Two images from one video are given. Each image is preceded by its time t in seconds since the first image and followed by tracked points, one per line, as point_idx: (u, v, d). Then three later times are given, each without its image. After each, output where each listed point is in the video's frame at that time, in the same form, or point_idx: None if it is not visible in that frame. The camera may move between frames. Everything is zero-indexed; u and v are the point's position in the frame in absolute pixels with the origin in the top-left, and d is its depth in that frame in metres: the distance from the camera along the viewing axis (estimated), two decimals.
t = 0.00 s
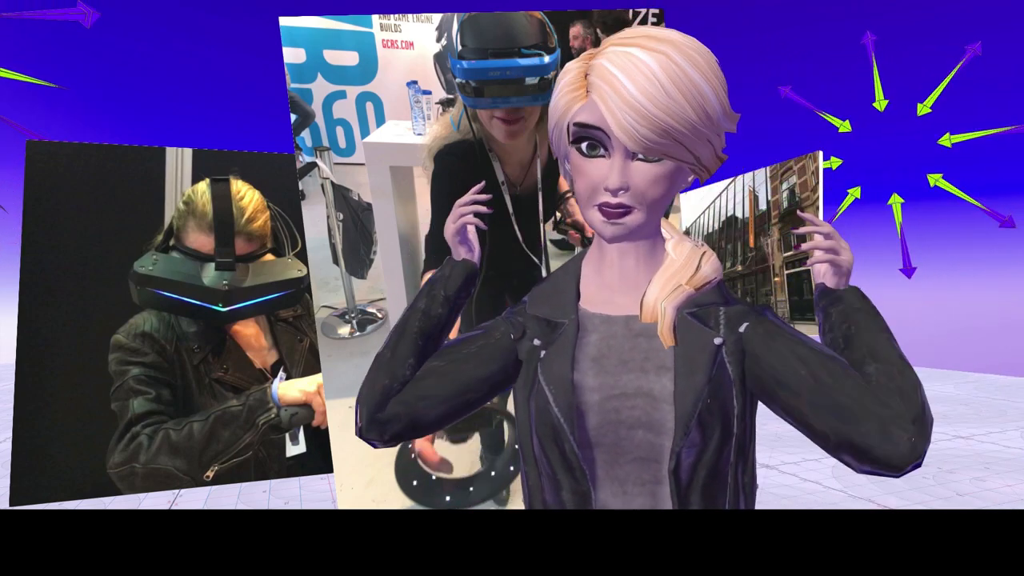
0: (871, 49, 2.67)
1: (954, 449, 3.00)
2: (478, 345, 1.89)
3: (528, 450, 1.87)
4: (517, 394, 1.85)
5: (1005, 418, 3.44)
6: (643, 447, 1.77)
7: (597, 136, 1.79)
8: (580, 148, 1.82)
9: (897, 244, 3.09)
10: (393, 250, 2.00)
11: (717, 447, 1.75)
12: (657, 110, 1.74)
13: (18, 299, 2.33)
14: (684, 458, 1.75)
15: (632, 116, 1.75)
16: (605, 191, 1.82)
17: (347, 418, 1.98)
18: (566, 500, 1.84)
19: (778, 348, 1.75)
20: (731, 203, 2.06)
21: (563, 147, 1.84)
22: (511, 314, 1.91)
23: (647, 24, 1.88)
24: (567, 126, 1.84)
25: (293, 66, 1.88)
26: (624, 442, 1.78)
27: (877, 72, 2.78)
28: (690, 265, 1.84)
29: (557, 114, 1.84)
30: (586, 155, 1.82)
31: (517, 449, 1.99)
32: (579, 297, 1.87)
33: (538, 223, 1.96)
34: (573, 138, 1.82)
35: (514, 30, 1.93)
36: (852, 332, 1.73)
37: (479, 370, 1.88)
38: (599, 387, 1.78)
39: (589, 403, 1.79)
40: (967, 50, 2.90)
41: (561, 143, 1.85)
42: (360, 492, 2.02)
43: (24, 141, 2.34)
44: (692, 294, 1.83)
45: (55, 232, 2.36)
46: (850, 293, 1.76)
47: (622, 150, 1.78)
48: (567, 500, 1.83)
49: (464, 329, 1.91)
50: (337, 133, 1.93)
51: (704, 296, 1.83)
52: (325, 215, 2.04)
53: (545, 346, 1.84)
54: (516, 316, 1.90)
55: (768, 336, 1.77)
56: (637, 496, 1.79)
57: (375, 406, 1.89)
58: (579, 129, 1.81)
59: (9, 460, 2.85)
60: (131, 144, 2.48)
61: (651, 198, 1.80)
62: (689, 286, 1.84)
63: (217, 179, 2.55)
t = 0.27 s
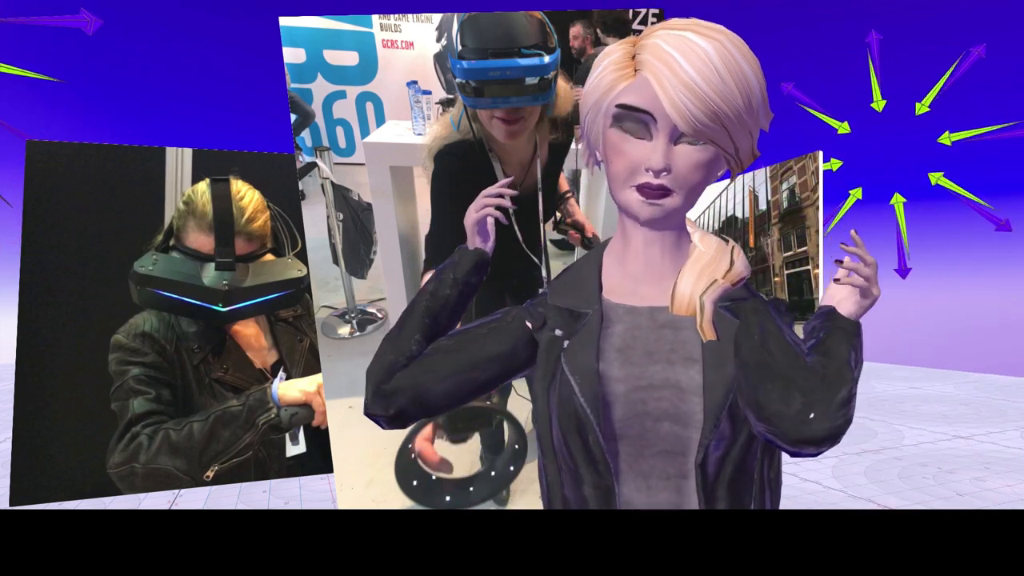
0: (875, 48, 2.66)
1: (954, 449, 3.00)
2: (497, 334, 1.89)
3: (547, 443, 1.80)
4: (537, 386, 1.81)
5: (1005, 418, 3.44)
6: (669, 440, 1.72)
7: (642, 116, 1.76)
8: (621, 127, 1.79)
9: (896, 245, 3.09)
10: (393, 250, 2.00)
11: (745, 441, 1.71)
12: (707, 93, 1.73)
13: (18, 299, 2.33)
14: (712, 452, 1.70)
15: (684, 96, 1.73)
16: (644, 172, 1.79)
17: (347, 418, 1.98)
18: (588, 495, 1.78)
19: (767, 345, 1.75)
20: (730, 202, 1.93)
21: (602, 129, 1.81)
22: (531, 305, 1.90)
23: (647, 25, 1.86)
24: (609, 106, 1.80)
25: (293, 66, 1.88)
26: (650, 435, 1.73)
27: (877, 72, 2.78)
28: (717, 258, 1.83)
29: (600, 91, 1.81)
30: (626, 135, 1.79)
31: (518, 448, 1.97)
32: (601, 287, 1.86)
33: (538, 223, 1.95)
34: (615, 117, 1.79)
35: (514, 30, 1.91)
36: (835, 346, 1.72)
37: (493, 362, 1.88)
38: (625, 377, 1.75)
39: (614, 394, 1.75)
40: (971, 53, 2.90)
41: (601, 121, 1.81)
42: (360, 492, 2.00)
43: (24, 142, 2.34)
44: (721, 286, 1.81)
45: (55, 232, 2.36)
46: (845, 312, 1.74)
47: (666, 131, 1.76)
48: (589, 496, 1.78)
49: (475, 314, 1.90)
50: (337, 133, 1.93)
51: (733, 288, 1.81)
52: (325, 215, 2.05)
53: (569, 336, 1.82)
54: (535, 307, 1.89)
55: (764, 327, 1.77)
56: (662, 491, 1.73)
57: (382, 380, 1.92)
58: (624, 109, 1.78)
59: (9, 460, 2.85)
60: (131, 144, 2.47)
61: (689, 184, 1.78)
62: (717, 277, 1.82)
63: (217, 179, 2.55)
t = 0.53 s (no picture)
0: (878, 47, 2.64)
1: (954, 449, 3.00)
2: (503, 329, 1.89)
3: (562, 442, 1.80)
4: (552, 383, 1.82)
5: (1005, 418, 3.43)
6: (688, 436, 1.72)
7: (660, 111, 1.78)
8: (639, 121, 1.79)
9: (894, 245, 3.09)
10: (393, 250, 2.00)
11: (765, 438, 1.70)
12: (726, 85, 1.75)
13: (18, 299, 2.33)
14: (730, 449, 1.70)
15: (702, 89, 1.75)
16: (663, 167, 1.80)
17: (347, 418, 1.98)
18: (603, 493, 1.76)
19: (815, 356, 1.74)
20: (729, 203, 1.88)
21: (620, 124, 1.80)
22: (545, 301, 1.90)
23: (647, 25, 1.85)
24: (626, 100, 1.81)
25: (293, 66, 1.88)
26: (667, 432, 1.73)
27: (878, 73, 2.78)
28: (731, 253, 1.84)
29: (617, 85, 1.81)
30: (644, 130, 1.79)
31: (517, 449, 1.95)
32: (616, 284, 1.86)
33: (538, 223, 1.95)
34: (634, 111, 1.80)
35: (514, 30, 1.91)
36: (891, 349, 1.71)
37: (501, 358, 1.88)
38: (642, 374, 1.76)
39: (631, 391, 1.75)
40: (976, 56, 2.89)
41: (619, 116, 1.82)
42: (360, 492, 1.98)
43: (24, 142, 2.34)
44: (735, 282, 1.83)
45: (55, 232, 2.36)
46: (878, 307, 1.75)
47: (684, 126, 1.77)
48: (604, 494, 1.76)
49: (479, 310, 1.91)
50: (337, 133, 1.93)
51: (746, 284, 1.83)
52: (325, 215, 2.05)
53: (584, 333, 1.82)
54: (550, 303, 1.89)
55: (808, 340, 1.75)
56: (679, 490, 1.72)
57: (385, 353, 1.91)
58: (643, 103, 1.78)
59: (9, 460, 2.85)
60: (131, 144, 2.47)
61: (707, 178, 1.79)
62: (731, 273, 1.83)
63: (217, 179, 2.55)
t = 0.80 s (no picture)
0: (880, 46, 2.63)
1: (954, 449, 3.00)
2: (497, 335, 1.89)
3: (546, 441, 1.83)
4: (534, 384, 1.84)
5: (1005, 418, 3.43)
6: (668, 436, 1.73)
7: (616, 114, 1.80)
8: (597, 127, 1.83)
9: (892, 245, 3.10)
10: (393, 250, 2.00)
11: (744, 436, 1.71)
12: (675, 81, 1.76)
13: (18, 300, 2.33)
14: (711, 446, 1.71)
15: (651, 88, 1.76)
16: (625, 167, 1.82)
17: (347, 418, 1.98)
18: (586, 492, 1.79)
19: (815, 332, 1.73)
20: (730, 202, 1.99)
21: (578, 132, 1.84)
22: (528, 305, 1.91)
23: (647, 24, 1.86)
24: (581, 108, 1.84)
25: (293, 66, 1.88)
26: (648, 431, 1.74)
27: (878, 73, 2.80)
28: (706, 249, 1.84)
29: (572, 95, 1.85)
30: (602, 135, 1.82)
31: (517, 448, 1.99)
32: (595, 285, 1.87)
33: (538, 223, 1.96)
34: (591, 117, 1.83)
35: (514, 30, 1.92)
36: (903, 307, 1.69)
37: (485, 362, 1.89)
38: (622, 374, 1.77)
39: (611, 391, 1.76)
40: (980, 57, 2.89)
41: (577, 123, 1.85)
42: (360, 492, 2.03)
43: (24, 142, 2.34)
44: (710, 280, 1.82)
45: (55, 232, 2.36)
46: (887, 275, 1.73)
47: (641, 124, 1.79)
48: (586, 493, 1.78)
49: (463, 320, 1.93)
50: (337, 133, 1.93)
51: (723, 280, 1.82)
52: (325, 215, 2.04)
53: (564, 333, 1.84)
54: (531, 306, 1.90)
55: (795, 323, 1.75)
56: (661, 488, 1.74)
57: (368, 368, 1.94)
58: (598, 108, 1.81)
59: (9, 460, 2.85)
60: (131, 144, 2.47)
61: (671, 171, 1.80)
62: (706, 271, 1.82)
63: (217, 179, 2.55)
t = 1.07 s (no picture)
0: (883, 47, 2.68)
1: (954, 449, 3.00)
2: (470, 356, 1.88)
3: (508, 458, 1.85)
4: (496, 402, 1.84)
5: (1005, 418, 3.43)
6: (621, 453, 1.76)
7: (554, 143, 1.79)
8: (538, 157, 1.81)
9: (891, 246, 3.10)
10: (393, 250, 2.00)
11: (695, 452, 1.74)
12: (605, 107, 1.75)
13: (18, 300, 2.33)
14: (663, 463, 1.75)
15: (582, 117, 1.75)
16: (568, 195, 1.81)
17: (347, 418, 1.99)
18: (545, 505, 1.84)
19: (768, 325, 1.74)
20: (733, 202, 2.25)
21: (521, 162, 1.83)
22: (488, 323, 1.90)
23: (647, 24, 1.89)
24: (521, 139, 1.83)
25: (293, 66, 1.88)
26: (602, 448, 1.77)
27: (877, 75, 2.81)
28: (662, 265, 1.84)
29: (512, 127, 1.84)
30: (544, 164, 1.81)
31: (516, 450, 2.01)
32: (555, 303, 1.87)
33: (538, 223, 1.96)
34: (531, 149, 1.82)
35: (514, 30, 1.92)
36: (864, 291, 1.67)
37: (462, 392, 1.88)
38: (576, 392, 1.77)
39: (564, 409, 1.77)
40: (985, 61, 2.90)
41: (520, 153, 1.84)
42: (360, 492, 2.03)
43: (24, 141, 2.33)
44: (666, 296, 1.82)
45: (55, 232, 2.36)
46: (851, 263, 1.69)
47: (578, 151, 1.78)
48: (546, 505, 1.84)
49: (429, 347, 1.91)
50: (337, 133, 1.93)
51: (680, 295, 1.81)
52: (325, 215, 2.03)
53: (522, 352, 1.82)
54: (491, 325, 1.89)
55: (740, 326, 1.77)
56: (616, 502, 1.81)
57: (346, 417, 1.91)
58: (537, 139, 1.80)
59: (8, 460, 2.85)
60: (131, 144, 2.47)
61: (614, 193, 1.80)
62: (662, 287, 1.82)
63: (217, 179, 2.55)
